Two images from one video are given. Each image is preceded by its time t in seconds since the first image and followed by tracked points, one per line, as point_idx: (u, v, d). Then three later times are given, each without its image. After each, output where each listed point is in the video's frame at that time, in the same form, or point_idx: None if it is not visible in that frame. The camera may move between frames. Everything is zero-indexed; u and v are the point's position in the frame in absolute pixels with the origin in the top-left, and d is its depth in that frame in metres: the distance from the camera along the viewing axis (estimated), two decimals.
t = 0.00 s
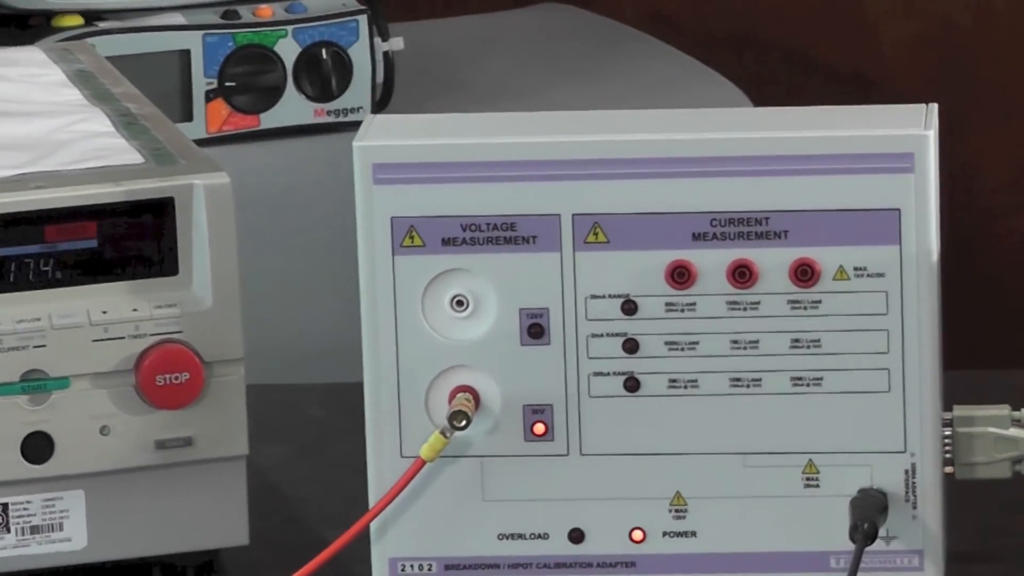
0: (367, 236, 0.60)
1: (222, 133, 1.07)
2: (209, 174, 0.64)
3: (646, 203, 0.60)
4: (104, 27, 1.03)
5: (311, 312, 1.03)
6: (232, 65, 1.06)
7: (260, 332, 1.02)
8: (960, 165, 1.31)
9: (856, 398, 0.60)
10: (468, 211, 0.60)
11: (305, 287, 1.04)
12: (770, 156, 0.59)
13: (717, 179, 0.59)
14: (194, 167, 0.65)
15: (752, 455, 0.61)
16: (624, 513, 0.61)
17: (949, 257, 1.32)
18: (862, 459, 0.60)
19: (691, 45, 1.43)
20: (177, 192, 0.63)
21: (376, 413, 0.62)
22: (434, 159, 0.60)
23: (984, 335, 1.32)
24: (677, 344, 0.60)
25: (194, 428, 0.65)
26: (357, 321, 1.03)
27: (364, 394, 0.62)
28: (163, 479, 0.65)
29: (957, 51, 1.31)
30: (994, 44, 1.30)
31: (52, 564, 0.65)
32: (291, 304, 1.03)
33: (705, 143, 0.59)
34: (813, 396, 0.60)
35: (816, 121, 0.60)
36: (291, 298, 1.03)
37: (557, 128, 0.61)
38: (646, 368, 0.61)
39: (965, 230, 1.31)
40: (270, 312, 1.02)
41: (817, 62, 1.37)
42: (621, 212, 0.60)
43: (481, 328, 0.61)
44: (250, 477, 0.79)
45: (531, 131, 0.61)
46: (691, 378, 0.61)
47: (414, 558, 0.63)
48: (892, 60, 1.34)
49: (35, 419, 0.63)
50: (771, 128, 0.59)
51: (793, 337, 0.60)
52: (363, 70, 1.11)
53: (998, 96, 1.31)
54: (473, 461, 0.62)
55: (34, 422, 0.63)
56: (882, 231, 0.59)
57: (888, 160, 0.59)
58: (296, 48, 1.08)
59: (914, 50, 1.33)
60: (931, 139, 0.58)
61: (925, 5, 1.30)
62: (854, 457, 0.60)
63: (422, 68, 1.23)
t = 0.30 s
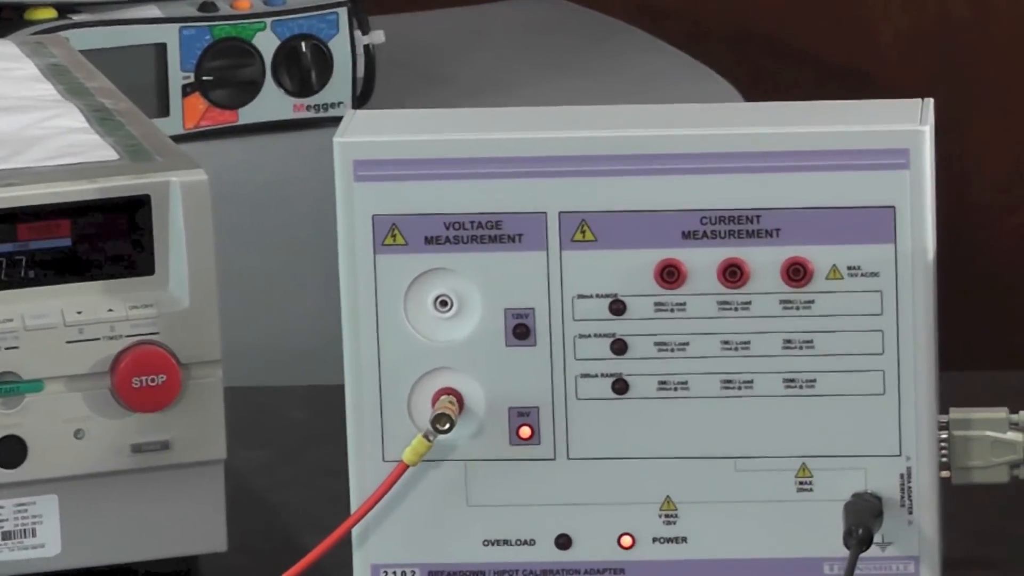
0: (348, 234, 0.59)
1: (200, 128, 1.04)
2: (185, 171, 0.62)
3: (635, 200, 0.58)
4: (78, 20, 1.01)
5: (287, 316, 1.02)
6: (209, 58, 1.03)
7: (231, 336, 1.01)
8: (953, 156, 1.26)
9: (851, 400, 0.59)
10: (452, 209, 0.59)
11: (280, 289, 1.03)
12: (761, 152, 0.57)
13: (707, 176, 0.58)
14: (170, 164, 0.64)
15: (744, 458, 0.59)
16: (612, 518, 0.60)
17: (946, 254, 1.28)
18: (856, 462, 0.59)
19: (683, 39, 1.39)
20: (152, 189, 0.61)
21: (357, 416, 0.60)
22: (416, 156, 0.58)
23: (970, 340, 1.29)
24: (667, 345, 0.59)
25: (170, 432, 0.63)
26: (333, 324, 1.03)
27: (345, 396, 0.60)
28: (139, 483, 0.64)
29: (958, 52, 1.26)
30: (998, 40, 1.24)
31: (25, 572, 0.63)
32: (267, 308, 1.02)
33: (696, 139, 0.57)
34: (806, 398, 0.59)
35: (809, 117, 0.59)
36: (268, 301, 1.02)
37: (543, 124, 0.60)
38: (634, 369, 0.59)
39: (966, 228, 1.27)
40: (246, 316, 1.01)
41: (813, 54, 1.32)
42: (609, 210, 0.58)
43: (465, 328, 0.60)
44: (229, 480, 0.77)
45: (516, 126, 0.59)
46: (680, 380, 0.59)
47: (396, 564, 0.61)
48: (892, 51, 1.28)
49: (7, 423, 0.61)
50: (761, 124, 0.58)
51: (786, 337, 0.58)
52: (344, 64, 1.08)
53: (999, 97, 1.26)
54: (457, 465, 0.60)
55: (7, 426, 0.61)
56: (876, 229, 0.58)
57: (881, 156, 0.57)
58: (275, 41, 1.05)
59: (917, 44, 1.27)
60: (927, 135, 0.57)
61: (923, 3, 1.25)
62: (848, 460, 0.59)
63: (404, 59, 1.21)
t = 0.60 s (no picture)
0: (334, 232, 0.58)
1: (183, 123, 1.01)
2: (168, 167, 0.61)
3: (628, 197, 0.57)
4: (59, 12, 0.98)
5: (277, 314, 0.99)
6: (191, 53, 1.00)
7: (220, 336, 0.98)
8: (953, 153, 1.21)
9: (849, 402, 0.57)
10: (441, 206, 0.57)
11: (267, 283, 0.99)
12: (757, 148, 0.56)
13: (702, 172, 0.56)
14: (152, 160, 0.62)
15: (739, 461, 0.58)
16: (605, 522, 0.59)
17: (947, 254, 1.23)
18: (854, 465, 0.57)
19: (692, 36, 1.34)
20: (134, 186, 0.60)
21: (344, 419, 0.59)
22: (403, 152, 0.57)
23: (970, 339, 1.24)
24: (661, 346, 0.57)
25: (152, 434, 0.61)
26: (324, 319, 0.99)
27: (331, 398, 0.59)
28: (121, 487, 0.62)
29: (957, 52, 1.20)
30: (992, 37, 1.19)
31: None
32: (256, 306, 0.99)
33: (691, 134, 0.56)
34: (803, 400, 0.57)
35: (806, 112, 0.57)
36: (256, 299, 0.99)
37: (535, 119, 0.58)
38: (627, 370, 0.58)
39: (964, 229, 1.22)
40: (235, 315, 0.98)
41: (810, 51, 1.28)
42: (601, 207, 0.57)
43: (454, 328, 0.58)
44: (212, 484, 0.76)
45: (507, 122, 0.58)
46: (675, 381, 0.58)
47: (384, 570, 0.60)
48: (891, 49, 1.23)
49: None
50: (757, 119, 0.57)
51: (782, 338, 0.57)
52: (330, 58, 1.05)
53: (999, 96, 1.20)
54: (446, 468, 0.59)
55: None
56: (874, 226, 0.56)
57: (880, 152, 0.56)
58: (259, 35, 1.02)
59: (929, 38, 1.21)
60: (926, 130, 0.55)
61: None
62: (846, 463, 0.57)
63: (391, 53, 1.19)
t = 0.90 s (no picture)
0: (314, 228, 0.56)
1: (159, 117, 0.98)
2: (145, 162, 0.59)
3: (618, 192, 0.55)
4: None
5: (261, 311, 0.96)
6: (168, 44, 0.97)
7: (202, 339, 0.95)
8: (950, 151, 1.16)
9: (844, 402, 0.56)
10: (424, 202, 0.56)
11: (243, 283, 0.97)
12: (751, 142, 0.55)
13: (694, 167, 0.55)
14: (128, 155, 0.60)
15: (731, 464, 0.56)
16: (593, 526, 0.57)
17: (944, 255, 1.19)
18: (850, 468, 0.56)
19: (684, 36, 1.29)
20: (109, 181, 0.58)
21: (325, 422, 0.57)
22: (386, 145, 0.55)
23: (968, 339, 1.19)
24: (651, 345, 0.56)
25: (128, 436, 0.60)
26: (306, 315, 0.96)
27: (311, 399, 0.57)
28: (96, 491, 0.60)
29: (958, 43, 1.16)
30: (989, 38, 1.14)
31: None
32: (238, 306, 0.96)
33: (682, 128, 0.55)
34: (797, 401, 0.56)
35: (799, 105, 0.56)
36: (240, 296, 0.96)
37: (522, 113, 0.57)
38: (616, 370, 0.56)
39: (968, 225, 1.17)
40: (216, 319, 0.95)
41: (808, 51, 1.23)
42: (589, 202, 0.55)
43: (438, 327, 0.57)
44: (190, 489, 0.75)
45: (493, 116, 0.57)
46: (665, 381, 0.56)
47: None
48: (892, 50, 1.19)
49: None
50: (750, 112, 0.55)
51: (775, 337, 0.56)
52: (310, 49, 1.02)
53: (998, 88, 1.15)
54: (431, 471, 0.57)
55: None
56: (870, 222, 0.55)
57: (877, 145, 0.54)
58: (238, 26, 0.98)
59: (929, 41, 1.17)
60: (923, 122, 0.54)
61: None
62: (840, 465, 0.56)
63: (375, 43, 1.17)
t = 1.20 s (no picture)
0: (302, 225, 0.55)
1: (144, 110, 0.94)
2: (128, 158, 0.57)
3: (613, 187, 0.54)
4: None
5: (248, 302, 0.91)
6: (151, 36, 0.93)
7: (182, 330, 0.90)
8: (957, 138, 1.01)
9: (844, 403, 0.55)
10: (414, 197, 0.54)
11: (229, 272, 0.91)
12: (747, 137, 0.53)
13: (690, 162, 0.53)
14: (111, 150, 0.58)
15: (729, 465, 0.55)
16: (588, 530, 0.56)
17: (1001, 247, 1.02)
18: (849, 470, 0.55)
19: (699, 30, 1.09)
20: (92, 176, 0.56)
21: (312, 423, 0.56)
22: (374, 139, 0.54)
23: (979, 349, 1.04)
24: (646, 344, 0.55)
25: (112, 438, 0.58)
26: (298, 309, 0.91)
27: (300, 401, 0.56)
28: (77, 495, 0.58)
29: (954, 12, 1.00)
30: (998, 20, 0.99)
31: None
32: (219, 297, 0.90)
33: (678, 122, 0.53)
34: (796, 401, 0.55)
35: (799, 98, 0.55)
36: (224, 284, 0.91)
37: (514, 107, 0.55)
38: (611, 370, 0.55)
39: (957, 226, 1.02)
40: (196, 310, 0.90)
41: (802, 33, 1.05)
42: (583, 198, 0.54)
43: (428, 326, 0.55)
44: (175, 492, 0.74)
45: (484, 109, 0.55)
46: (661, 381, 0.55)
47: None
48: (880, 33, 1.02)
49: None
50: (747, 105, 0.54)
51: (773, 336, 0.54)
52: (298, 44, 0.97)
53: None
54: (421, 474, 0.56)
55: None
56: (870, 219, 0.53)
57: (878, 140, 0.53)
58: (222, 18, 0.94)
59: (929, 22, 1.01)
60: (924, 116, 0.53)
61: None
62: (840, 467, 0.55)
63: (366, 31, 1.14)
